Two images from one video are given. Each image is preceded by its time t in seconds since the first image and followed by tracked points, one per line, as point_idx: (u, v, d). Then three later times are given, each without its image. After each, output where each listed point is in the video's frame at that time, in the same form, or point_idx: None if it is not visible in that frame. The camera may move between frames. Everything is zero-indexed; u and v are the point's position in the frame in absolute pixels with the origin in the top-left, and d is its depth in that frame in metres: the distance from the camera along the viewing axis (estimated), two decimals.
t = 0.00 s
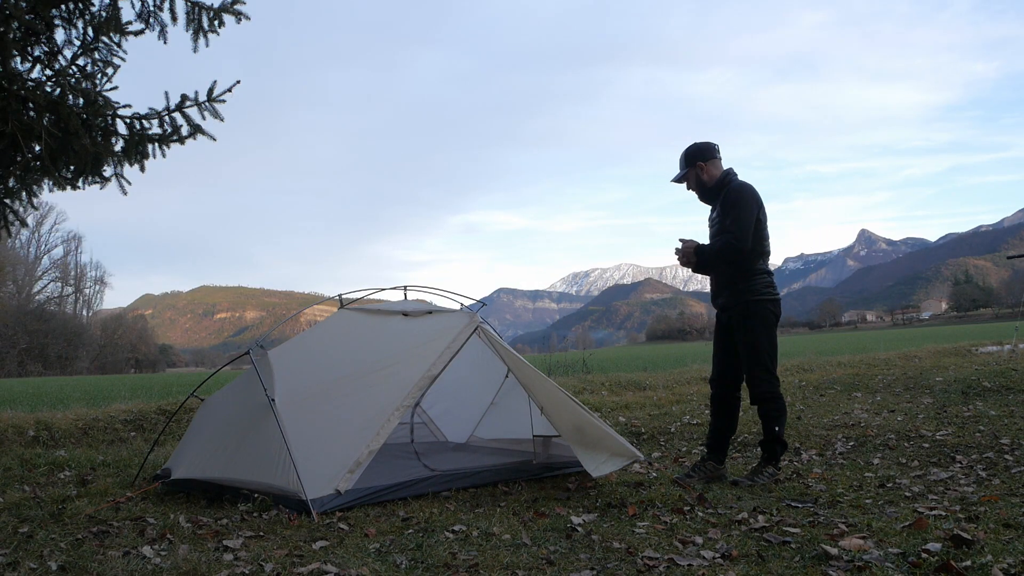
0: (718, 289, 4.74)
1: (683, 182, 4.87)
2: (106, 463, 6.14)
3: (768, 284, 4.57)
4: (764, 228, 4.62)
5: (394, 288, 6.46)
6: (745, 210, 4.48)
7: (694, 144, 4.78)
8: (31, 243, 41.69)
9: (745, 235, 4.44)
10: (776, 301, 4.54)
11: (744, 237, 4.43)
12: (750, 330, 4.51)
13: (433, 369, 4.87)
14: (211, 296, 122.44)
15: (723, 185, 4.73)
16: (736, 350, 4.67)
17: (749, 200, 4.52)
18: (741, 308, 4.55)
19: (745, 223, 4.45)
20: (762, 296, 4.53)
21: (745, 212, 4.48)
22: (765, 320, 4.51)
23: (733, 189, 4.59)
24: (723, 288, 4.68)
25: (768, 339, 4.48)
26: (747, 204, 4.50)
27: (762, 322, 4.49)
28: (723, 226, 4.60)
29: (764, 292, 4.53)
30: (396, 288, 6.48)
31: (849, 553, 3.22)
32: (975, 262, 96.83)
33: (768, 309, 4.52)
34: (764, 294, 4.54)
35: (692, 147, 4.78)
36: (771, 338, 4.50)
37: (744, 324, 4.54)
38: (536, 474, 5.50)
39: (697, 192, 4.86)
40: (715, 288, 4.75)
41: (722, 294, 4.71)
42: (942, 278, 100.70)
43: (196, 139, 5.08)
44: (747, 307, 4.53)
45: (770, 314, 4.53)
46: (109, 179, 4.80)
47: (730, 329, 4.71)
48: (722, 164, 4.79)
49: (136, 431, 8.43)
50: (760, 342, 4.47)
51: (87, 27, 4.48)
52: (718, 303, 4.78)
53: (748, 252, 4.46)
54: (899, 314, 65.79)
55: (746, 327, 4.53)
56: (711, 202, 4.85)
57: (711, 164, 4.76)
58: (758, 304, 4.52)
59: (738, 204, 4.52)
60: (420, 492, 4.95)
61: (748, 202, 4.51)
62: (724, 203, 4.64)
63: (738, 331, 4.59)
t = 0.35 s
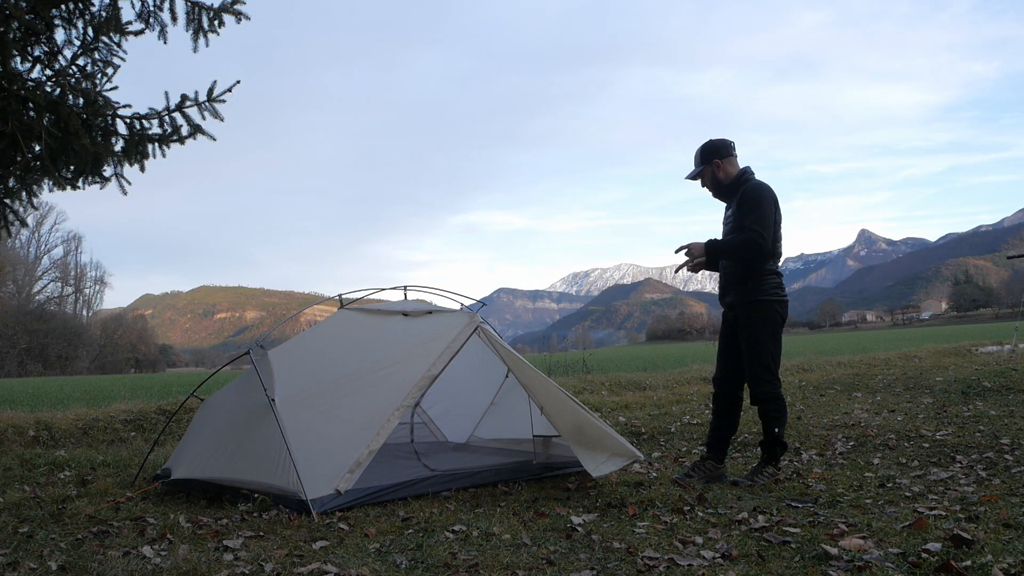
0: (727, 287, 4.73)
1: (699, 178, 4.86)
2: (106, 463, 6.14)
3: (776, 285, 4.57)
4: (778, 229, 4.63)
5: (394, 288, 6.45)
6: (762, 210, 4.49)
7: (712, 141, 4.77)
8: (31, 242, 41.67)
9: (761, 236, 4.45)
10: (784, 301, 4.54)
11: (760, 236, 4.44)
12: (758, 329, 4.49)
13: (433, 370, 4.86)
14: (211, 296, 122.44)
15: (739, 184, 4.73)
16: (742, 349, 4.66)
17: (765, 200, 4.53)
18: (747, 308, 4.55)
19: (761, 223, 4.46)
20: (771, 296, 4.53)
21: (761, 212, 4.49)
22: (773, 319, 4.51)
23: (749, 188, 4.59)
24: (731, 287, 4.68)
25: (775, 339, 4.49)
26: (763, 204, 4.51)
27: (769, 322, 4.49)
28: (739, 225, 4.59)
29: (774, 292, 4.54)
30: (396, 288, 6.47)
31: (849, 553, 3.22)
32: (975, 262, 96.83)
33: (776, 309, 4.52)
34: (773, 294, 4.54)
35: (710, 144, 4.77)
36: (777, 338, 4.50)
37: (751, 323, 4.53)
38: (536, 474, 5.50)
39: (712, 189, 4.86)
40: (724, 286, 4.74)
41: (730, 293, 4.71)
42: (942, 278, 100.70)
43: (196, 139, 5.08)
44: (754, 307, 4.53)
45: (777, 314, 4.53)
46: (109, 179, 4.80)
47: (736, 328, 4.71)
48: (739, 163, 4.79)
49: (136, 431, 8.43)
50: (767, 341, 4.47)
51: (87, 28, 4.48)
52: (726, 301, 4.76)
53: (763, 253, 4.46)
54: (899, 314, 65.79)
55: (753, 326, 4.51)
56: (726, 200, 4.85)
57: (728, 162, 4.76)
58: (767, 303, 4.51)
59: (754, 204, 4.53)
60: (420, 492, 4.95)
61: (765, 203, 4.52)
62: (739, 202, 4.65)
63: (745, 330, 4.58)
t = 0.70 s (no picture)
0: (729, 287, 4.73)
1: (704, 177, 4.87)
2: (107, 463, 6.14)
3: (778, 285, 4.56)
4: (782, 230, 4.63)
5: (394, 288, 6.43)
6: (765, 210, 4.49)
7: (718, 140, 4.78)
8: (31, 243, 41.67)
9: (764, 237, 4.45)
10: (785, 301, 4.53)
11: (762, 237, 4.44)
12: (759, 329, 4.49)
13: (433, 370, 4.86)
14: (211, 296, 122.46)
15: (743, 184, 4.73)
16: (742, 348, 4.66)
17: (769, 201, 4.53)
18: (748, 308, 4.55)
19: (763, 224, 4.47)
20: (772, 296, 4.52)
21: (764, 213, 4.49)
22: (773, 319, 4.50)
23: (753, 188, 4.60)
24: (733, 287, 4.68)
25: (775, 339, 4.48)
26: (767, 205, 4.51)
27: (770, 321, 4.49)
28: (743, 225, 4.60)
29: (775, 292, 4.53)
30: (396, 288, 6.45)
31: (849, 553, 3.22)
32: (975, 262, 96.85)
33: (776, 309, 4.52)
34: (774, 294, 4.53)
35: (715, 143, 4.78)
36: (777, 338, 4.50)
37: (752, 323, 4.53)
38: (536, 474, 5.50)
39: (717, 189, 4.86)
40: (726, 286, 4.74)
41: (732, 293, 4.71)
42: (942, 278, 100.71)
43: (196, 139, 5.08)
44: (755, 307, 4.53)
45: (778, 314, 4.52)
46: (109, 179, 4.80)
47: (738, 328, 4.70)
48: (744, 162, 4.79)
49: (136, 431, 8.43)
50: (767, 341, 4.47)
51: (87, 28, 4.48)
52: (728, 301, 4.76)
53: (766, 253, 4.46)
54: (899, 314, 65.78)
55: (753, 326, 4.52)
56: (730, 200, 4.85)
57: (735, 162, 4.77)
58: (768, 303, 4.51)
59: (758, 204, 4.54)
60: (420, 492, 4.95)
61: (768, 204, 4.52)
62: (743, 202, 4.65)
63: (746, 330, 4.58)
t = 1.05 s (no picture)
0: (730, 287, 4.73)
1: (706, 176, 4.87)
2: (106, 463, 6.14)
3: (777, 285, 4.56)
4: (782, 231, 4.64)
5: (394, 288, 6.40)
6: (767, 211, 4.49)
7: (720, 140, 4.77)
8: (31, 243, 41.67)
9: (765, 237, 4.46)
10: (784, 302, 4.54)
11: (763, 237, 4.44)
12: (758, 330, 4.49)
13: (433, 370, 4.86)
14: (211, 296, 122.46)
15: (746, 184, 4.73)
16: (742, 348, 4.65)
17: (770, 201, 4.53)
18: (748, 307, 4.55)
19: (765, 224, 4.47)
20: (772, 296, 4.53)
21: (765, 213, 4.49)
22: (772, 319, 4.50)
23: (755, 189, 4.60)
24: (733, 286, 4.68)
25: (774, 339, 4.49)
26: (768, 205, 4.51)
27: (770, 322, 4.50)
28: (744, 226, 4.60)
29: (775, 293, 4.53)
30: (396, 287, 6.41)
31: (849, 553, 3.22)
32: (975, 262, 96.84)
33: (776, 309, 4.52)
34: (773, 295, 4.54)
35: (717, 143, 4.78)
36: (776, 338, 4.50)
37: (752, 324, 4.53)
38: (536, 474, 5.50)
39: (719, 188, 4.85)
40: (726, 286, 4.73)
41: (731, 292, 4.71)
42: (942, 278, 100.70)
43: (196, 139, 5.08)
44: (754, 307, 4.53)
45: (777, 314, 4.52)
46: (109, 179, 4.80)
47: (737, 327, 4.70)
48: (747, 163, 4.80)
49: (136, 431, 8.43)
50: (767, 342, 4.47)
51: (87, 28, 4.48)
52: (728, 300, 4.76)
53: (767, 253, 4.46)
54: (899, 314, 65.76)
55: (753, 326, 4.52)
56: (732, 200, 4.85)
57: (736, 161, 4.76)
58: (768, 303, 4.51)
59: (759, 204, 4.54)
60: (420, 492, 4.95)
61: (769, 204, 4.52)
62: (744, 202, 4.65)
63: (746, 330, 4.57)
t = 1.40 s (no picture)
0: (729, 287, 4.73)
1: (706, 176, 4.87)
2: (106, 463, 6.13)
3: (776, 285, 4.57)
4: (782, 231, 4.64)
5: (394, 288, 6.39)
6: (767, 212, 4.49)
7: (721, 140, 4.77)
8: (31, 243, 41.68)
9: (766, 238, 4.46)
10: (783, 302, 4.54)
11: (763, 237, 4.45)
12: (757, 329, 4.50)
13: (433, 370, 4.86)
14: (211, 296, 122.46)
15: (746, 185, 4.73)
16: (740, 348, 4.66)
17: (770, 202, 4.53)
18: (747, 307, 4.55)
19: (764, 224, 4.47)
20: (770, 295, 4.52)
21: (765, 213, 4.50)
22: (770, 319, 4.50)
23: (756, 189, 4.60)
24: (732, 286, 4.68)
25: (772, 339, 4.49)
26: (768, 205, 4.51)
27: (769, 321, 4.50)
28: (744, 226, 4.60)
29: (774, 292, 4.53)
30: (396, 287, 6.40)
31: (849, 553, 3.22)
32: (975, 262, 96.84)
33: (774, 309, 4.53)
34: (772, 294, 4.53)
35: (717, 143, 4.78)
36: (774, 338, 4.50)
37: (751, 323, 4.52)
38: (536, 474, 5.50)
39: (719, 188, 4.85)
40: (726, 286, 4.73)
41: (730, 292, 4.72)
42: (942, 278, 100.71)
43: (196, 139, 5.08)
44: (753, 307, 4.53)
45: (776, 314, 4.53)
46: (109, 179, 4.80)
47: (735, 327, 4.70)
48: (747, 163, 4.80)
49: (136, 431, 8.43)
50: (765, 342, 4.47)
51: (87, 28, 4.48)
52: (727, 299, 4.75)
53: (767, 253, 4.46)
54: (899, 314, 65.76)
55: (752, 325, 4.52)
56: (731, 200, 4.86)
57: (736, 162, 4.77)
58: (766, 304, 4.51)
59: (759, 204, 4.54)
60: (420, 492, 4.95)
61: (770, 204, 4.52)
62: (744, 203, 4.66)
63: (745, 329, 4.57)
